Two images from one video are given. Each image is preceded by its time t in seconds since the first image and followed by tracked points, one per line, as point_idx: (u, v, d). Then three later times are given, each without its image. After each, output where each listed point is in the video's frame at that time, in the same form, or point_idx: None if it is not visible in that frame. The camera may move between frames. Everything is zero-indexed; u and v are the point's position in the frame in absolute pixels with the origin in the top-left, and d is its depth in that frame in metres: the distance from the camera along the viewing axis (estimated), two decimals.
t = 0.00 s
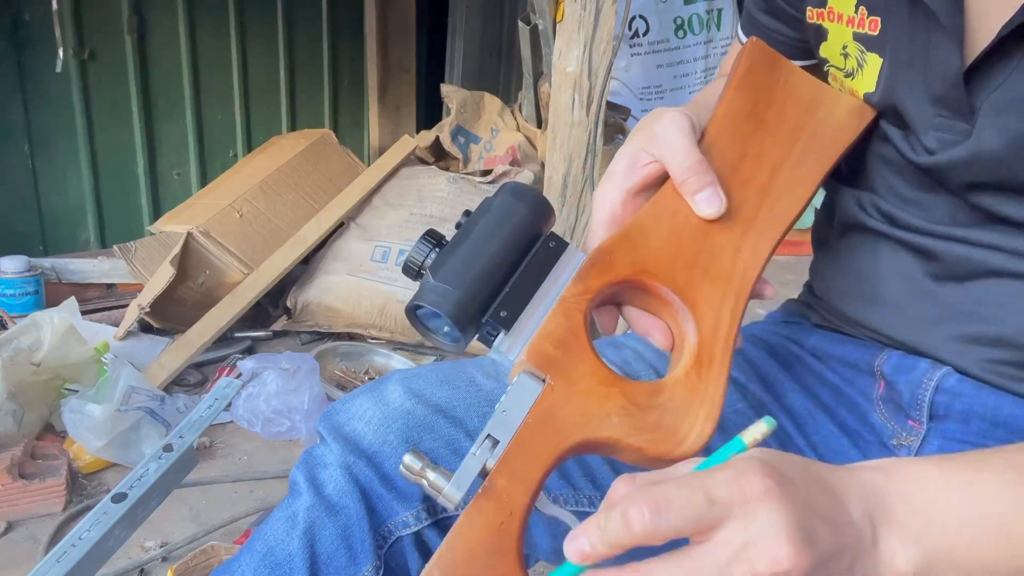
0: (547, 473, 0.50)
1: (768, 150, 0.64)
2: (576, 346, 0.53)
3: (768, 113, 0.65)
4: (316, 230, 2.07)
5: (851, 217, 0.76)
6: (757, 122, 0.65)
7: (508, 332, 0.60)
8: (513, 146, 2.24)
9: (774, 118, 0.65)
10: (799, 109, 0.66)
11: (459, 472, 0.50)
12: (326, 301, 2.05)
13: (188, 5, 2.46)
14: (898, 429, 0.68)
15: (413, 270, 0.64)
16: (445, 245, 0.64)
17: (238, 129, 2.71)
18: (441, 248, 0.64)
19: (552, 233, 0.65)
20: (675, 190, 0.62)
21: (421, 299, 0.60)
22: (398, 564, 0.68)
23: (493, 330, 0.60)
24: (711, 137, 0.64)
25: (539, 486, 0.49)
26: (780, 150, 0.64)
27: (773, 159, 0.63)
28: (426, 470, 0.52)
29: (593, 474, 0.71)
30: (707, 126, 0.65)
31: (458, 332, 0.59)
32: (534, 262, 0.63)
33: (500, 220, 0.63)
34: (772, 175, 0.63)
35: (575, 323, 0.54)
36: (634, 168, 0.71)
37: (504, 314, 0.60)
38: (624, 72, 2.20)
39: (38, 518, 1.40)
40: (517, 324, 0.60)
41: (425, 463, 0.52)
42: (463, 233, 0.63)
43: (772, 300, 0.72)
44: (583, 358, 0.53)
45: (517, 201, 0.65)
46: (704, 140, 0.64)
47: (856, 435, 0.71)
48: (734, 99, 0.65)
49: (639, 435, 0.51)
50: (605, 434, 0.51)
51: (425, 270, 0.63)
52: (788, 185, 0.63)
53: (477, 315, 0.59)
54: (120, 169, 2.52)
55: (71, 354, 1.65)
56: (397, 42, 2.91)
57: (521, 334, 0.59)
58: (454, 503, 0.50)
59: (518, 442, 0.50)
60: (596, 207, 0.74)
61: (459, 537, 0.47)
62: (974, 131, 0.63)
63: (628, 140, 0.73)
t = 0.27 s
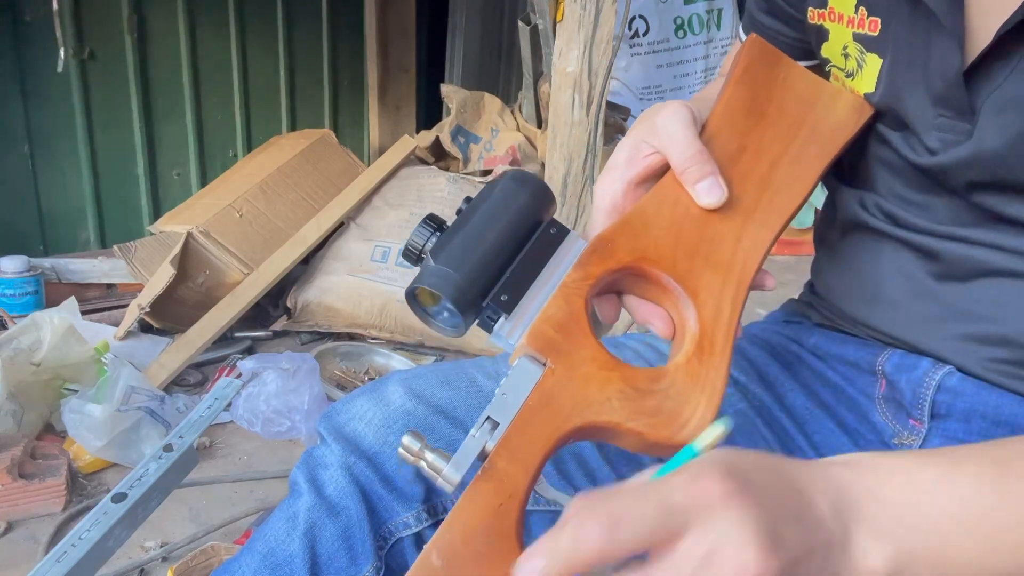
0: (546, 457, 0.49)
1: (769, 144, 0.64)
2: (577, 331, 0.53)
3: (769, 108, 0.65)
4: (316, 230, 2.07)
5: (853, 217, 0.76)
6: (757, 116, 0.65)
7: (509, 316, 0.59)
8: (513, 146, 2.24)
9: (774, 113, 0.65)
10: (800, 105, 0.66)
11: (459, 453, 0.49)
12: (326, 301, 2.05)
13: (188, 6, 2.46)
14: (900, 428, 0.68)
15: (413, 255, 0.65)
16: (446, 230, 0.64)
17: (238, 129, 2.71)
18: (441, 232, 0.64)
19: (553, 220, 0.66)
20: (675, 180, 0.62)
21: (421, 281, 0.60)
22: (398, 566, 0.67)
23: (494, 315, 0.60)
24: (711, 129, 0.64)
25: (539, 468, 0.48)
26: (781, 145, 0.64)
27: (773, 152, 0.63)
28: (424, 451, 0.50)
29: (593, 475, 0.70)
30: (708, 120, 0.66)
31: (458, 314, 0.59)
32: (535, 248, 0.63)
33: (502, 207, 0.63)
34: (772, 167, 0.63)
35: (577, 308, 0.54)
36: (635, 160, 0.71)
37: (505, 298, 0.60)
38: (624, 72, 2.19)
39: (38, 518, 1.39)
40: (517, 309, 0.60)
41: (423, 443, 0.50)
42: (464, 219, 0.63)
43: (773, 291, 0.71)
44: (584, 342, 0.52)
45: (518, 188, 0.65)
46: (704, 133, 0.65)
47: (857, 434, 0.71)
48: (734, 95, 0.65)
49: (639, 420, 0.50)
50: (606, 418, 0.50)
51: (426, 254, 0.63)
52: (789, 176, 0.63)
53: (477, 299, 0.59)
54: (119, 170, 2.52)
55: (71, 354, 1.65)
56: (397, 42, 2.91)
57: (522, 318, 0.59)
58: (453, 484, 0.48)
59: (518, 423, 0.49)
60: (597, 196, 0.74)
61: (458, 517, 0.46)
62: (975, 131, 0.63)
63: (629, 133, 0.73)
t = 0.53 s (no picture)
0: (553, 446, 0.49)
1: (773, 140, 0.64)
2: (583, 322, 0.53)
3: (772, 104, 0.65)
4: (316, 230, 2.07)
5: (855, 216, 0.76)
6: (760, 112, 0.65)
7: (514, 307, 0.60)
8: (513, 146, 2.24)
9: (777, 109, 0.65)
10: (803, 101, 0.66)
11: (463, 443, 0.48)
12: (326, 301, 2.05)
13: (188, 6, 2.46)
14: (899, 428, 0.67)
15: (417, 246, 0.65)
16: (451, 221, 0.64)
17: (238, 128, 2.71)
18: (446, 223, 0.64)
19: (557, 212, 0.66)
20: (680, 174, 0.62)
21: (426, 272, 0.60)
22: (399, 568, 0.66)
23: (499, 306, 0.60)
24: (715, 122, 0.64)
25: (545, 457, 0.48)
26: (785, 141, 0.64)
27: (778, 148, 0.64)
28: (430, 440, 0.50)
29: (593, 476, 0.70)
30: (715, 112, 0.65)
31: (463, 305, 0.60)
32: (540, 239, 0.63)
33: (507, 197, 0.63)
34: (777, 163, 0.63)
35: (582, 298, 0.54)
36: (640, 154, 0.70)
37: (510, 289, 0.60)
38: (624, 72, 2.18)
39: (38, 518, 1.39)
40: (522, 300, 0.60)
41: (428, 432, 0.50)
42: (468, 209, 0.63)
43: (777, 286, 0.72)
44: (590, 333, 0.53)
45: (524, 178, 0.65)
46: (709, 126, 0.64)
47: (858, 434, 0.71)
48: (737, 91, 0.65)
49: (645, 410, 0.50)
50: (612, 408, 0.50)
51: (430, 245, 0.64)
52: (792, 171, 0.63)
53: (482, 290, 0.59)
54: (119, 170, 2.52)
55: (71, 354, 1.65)
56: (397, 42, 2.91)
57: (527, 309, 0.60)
58: (458, 474, 0.48)
59: (524, 413, 0.49)
60: (601, 187, 0.74)
61: (464, 505, 0.46)
62: (976, 130, 0.63)
63: (635, 126, 0.73)
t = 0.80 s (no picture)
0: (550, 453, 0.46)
1: (769, 146, 0.64)
2: (580, 328, 0.52)
3: (768, 111, 0.65)
4: (316, 230, 2.07)
5: (853, 216, 0.76)
6: (756, 119, 0.65)
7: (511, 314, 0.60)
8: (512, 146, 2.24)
9: (773, 116, 0.65)
10: (798, 108, 0.67)
11: (461, 451, 0.47)
12: (326, 301, 2.05)
13: (188, 5, 2.46)
14: (900, 428, 0.68)
15: (414, 254, 0.66)
16: (447, 228, 0.65)
17: (238, 128, 2.71)
18: (442, 231, 0.66)
19: (555, 219, 0.67)
20: (676, 181, 0.62)
21: (423, 280, 0.60)
22: (398, 566, 0.67)
23: (495, 313, 0.60)
24: (711, 129, 0.65)
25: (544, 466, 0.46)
26: (783, 147, 0.64)
27: (775, 151, 0.64)
28: (427, 447, 0.48)
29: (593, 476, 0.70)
30: (710, 119, 0.65)
31: (460, 312, 0.60)
32: (539, 244, 0.64)
33: (503, 204, 0.64)
34: (773, 166, 0.63)
35: (579, 304, 0.53)
36: (637, 160, 0.71)
37: (506, 296, 0.60)
38: (624, 72, 2.18)
39: (38, 518, 1.39)
40: (519, 307, 0.61)
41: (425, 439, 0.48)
42: (465, 217, 0.64)
43: (774, 292, 0.72)
44: (587, 339, 0.51)
45: (519, 186, 0.66)
46: (704, 133, 0.65)
47: (858, 434, 0.71)
48: (733, 97, 0.65)
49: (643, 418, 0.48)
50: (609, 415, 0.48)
51: (427, 252, 0.65)
52: (788, 176, 0.63)
53: (479, 297, 0.60)
54: (119, 169, 2.52)
55: (71, 354, 1.65)
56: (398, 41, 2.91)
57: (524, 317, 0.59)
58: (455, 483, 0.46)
59: (522, 419, 0.47)
60: (599, 195, 0.75)
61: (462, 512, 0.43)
62: (970, 131, 0.63)
63: (632, 132, 0.73)
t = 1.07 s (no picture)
0: (542, 443, 0.49)
1: (768, 141, 0.64)
2: (574, 320, 0.53)
3: (768, 106, 0.65)
4: (316, 230, 2.07)
5: (853, 213, 0.76)
6: (756, 114, 0.65)
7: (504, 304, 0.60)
8: (513, 146, 2.24)
9: (773, 111, 0.65)
10: (798, 103, 0.66)
11: (450, 439, 0.49)
12: (326, 301, 2.05)
13: (188, 6, 2.46)
14: (900, 430, 0.67)
15: (409, 241, 0.65)
16: (442, 216, 0.64)
17: (238, 128, 2.71)
18: (437, 219, 0.64)
19: (550, 209, 0.66)
20: (675, 175, 0.62)
21: (417, 268, 0.59)
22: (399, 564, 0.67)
23: (489, 302, 0.60)
24: (711, 124, 0.64)
25: (532, 457, 0.49)
26: (781, 143, 0.64)
27: (775, 148, 0.64)
28: (417, 435, 0.50)
29: (593, 474, 0.70)
30: (709, 114, 0.65)
31: (455, 302, 0.59)
32: (533, 236, 0.64)
33: (500, 194, 0.63)
34: (773, 163, 0.63)
35: (573, 297, 0.54)
36: (634, 154, 0.71)
37: (501, 286, 0.60)
38: (624, 71, 2.18)
39: (38, 518, 1.40)
40: (513, 297, 0.60)
41: (416, 427, 0.51)
42: (461, 206, 0.63)
43: (768, 290, 0.72)
44: (580, 331, 0.53)
45: (517, 175, 0.65)
46: (704, 127, 0.65)
47: (858, 435, 0.71)
48: (734, 94, 0.65)
49: (635, 410, 0.50)
50: (601, 408, 0.50)
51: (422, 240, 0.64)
52: (785, 172, 0.63)
53: (474, 287, 0.59)
54: (119, 170, 2.52)
55: (71, 354, 1.65)
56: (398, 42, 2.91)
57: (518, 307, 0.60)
58: (445, 471, 0.48)
59: (511, 411, 0.49)
60: (596, 188, 0.74)
61: (450, 505, 0.47)
62: (977, 127, 0.63)
63: (630, 126, 0.73)
